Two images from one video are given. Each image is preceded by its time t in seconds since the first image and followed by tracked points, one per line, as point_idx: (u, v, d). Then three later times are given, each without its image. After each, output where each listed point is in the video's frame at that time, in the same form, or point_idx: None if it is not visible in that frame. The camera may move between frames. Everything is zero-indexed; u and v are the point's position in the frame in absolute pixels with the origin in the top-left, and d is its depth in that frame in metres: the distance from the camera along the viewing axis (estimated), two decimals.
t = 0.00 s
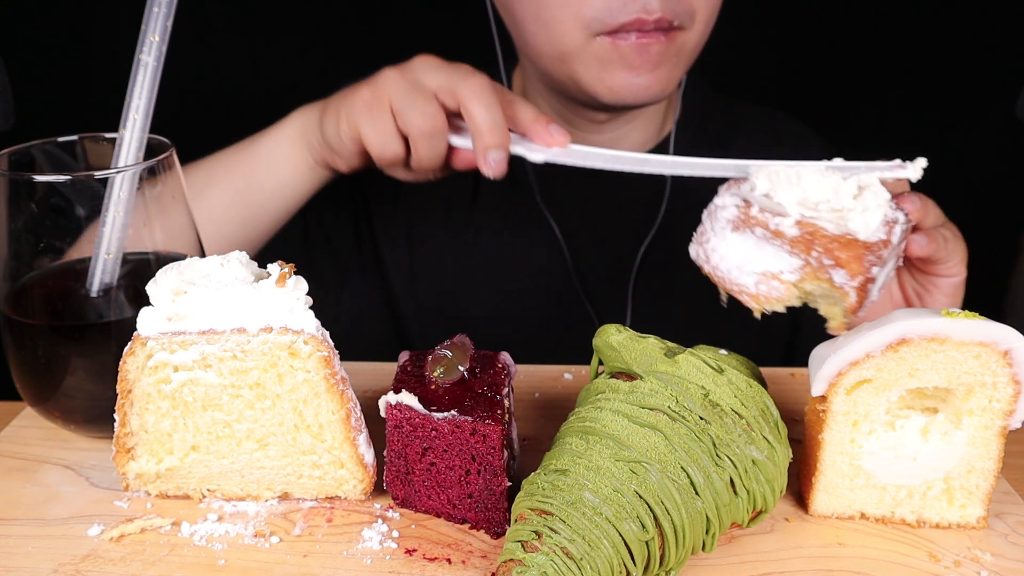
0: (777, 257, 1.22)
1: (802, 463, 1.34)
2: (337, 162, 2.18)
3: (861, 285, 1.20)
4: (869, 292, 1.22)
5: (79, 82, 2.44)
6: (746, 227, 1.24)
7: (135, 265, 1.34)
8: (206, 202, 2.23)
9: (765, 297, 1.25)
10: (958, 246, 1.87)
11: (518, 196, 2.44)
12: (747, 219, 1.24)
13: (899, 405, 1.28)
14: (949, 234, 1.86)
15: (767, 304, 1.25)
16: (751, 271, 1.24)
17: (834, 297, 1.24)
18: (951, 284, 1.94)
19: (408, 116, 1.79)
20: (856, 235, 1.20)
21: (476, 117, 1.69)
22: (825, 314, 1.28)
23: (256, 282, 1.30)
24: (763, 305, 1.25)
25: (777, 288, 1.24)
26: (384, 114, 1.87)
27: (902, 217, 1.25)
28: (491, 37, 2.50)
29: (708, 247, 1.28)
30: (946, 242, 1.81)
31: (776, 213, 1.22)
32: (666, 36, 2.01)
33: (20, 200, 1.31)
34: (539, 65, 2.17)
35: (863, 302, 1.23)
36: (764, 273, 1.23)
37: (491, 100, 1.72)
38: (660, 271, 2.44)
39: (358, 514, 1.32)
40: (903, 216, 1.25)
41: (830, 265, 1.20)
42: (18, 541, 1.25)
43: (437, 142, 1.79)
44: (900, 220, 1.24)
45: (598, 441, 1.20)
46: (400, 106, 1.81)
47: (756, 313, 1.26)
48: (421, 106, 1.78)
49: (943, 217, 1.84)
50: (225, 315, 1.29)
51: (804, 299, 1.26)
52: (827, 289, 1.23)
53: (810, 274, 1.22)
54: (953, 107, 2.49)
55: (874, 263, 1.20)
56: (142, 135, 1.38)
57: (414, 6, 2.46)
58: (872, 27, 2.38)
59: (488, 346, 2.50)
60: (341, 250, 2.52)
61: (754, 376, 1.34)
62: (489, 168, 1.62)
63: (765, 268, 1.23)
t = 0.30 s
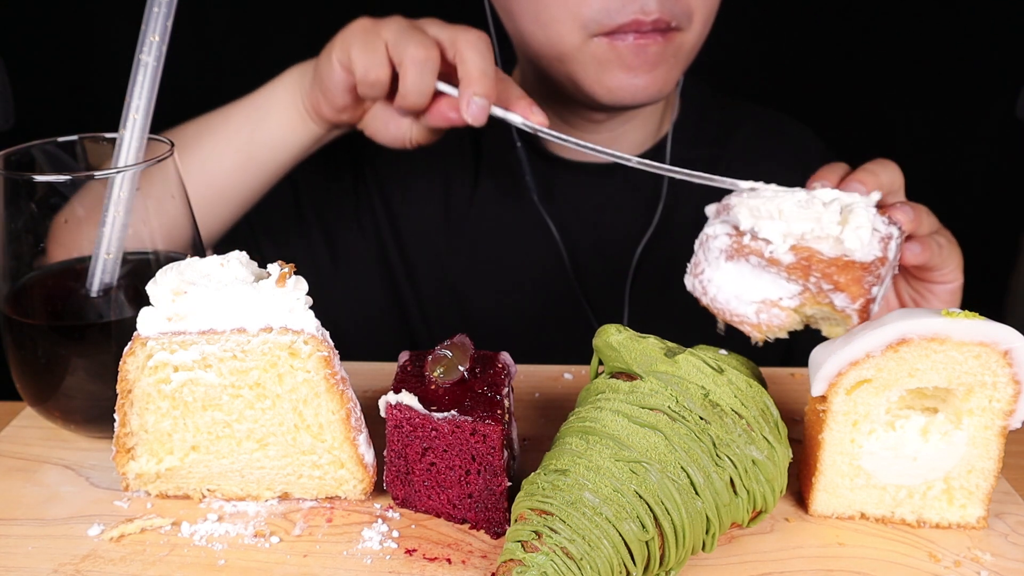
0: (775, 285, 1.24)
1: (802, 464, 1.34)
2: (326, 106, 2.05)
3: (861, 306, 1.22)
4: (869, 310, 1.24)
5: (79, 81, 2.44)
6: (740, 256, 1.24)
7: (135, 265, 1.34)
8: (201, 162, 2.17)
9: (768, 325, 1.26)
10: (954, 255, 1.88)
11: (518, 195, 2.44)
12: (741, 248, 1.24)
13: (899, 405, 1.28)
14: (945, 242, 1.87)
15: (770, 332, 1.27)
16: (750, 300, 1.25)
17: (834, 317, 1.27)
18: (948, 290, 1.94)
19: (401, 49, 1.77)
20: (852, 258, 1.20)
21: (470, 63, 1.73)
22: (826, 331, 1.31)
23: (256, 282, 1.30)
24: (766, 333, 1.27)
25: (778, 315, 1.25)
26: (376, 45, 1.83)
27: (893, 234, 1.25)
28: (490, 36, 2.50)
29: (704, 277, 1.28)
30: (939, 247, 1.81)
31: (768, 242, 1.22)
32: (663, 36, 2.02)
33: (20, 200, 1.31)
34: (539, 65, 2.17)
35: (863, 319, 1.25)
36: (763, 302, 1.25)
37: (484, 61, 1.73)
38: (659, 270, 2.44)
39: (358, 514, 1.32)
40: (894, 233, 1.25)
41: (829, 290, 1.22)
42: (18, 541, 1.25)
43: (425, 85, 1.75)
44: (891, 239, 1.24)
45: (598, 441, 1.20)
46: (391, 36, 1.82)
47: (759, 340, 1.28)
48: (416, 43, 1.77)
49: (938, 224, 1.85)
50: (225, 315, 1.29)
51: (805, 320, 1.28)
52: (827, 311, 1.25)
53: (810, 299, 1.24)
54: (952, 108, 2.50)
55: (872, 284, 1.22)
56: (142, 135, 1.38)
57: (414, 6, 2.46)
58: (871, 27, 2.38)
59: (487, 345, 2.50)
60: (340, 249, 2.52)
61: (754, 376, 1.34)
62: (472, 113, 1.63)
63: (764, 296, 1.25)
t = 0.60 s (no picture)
0: (800, 294, 1.26)
1: (802, 464, 1.34)
2: (309, 90, 2.05)
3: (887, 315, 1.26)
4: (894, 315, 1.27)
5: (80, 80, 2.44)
6: (764, 264, 1.26)
7: (135, 265, 1.34)
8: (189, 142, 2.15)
9: (792, 334, 1.28)
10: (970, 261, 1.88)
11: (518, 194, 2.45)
12: (764, 256, 1.26)
13: (899, 405, 1.28)
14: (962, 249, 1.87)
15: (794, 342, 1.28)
16: (774, 309, 1.27)
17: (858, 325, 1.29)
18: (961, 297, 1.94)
19: (374, 21, 1.80)
20: (879, 265, 1.24)
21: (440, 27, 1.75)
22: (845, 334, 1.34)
23: (256, 282, 1.30)
24: (790, 343, 1.29)
25: (803, 324, 1.27)
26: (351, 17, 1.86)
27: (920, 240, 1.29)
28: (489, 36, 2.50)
29: (725, 288, 1.31)
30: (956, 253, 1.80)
31: (793, 251, 1.25)
32: (664, 36, 2.02)
33: (20, 199, 1.31)
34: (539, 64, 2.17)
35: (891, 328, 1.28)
36: (788, 311, 1.27)
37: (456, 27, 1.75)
38: (659, 270, 2.44)
39: (358, 514, 1.32)
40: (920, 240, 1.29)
41: (856, 298, 1.25)
42: (18, 541, 1.25)
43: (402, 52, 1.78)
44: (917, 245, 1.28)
45: (598, 441, 1.20)
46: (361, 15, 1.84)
47: (782, 349, 1.30)
48: (386, 16, 1.81)
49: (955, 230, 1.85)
50: (225, 315, 1.29)
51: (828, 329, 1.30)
52: (852, 320, 1.28)
53: (836, 308, 1.26)
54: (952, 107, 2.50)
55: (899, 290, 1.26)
56: (142, 135, 1.37)
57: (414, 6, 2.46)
58: (872, 26, 2.39)
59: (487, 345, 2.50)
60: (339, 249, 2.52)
61: (754, 376, 1.34)
62: (444, 79, 1.65)
63: (788, 305, 1.27)
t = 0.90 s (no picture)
0: (780, 244, 1.17)
1: (802, 464, 1.34)
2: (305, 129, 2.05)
3: (864, 263, 1.15)
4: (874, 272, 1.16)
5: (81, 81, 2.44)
6: (747, 216, 1.19)
7: (135, 265, 1.34)
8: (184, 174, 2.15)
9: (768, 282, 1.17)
10: (965, 256, 1.88)
11: (518, 195, 2.45)
12: (748, 208, 1.20)
13: (899, 405, 1.28)
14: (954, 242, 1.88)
15: (772, 292, 1.18)
16: (753, 257, 1.18)
17: (838, 282, 1.17)
18: (958, 296, 1.92)
19: (352, 83, 1.78)
20: (857, 217, 1.17)
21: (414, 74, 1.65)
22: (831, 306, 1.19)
23: (256, 282, 1.30)
24: (767, 292, 1.18)
25: (780, 274, 1.17)
26: (332, 84, 1.85)
27: (899, 208, 1.23)
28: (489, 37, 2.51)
29: (709, 239, 1.22)
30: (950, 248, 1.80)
31: (775, 202, 1.19)
32: (664, 36, 2.02)
33: (20, 199, 1.31)
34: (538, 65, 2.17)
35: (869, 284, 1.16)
36: (766, 259, 1.17)
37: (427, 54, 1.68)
38: (660, 270, 2.44)
39: (358, 514, 1.32)
40: (900, 208, 1.23)
41: (832, 245, 1.15)
42: (18, 541, 1.25)
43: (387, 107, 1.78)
44: (896, 212, 1.22)
45: (598, 441, 1.20)
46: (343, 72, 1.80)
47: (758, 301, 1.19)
48: (363, 76, 1.76)
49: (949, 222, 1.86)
50: (225, 315, 1.29)
51: (807, 288, 1.19)
52: (830, 273, 1.16)
53: (813, 258, 1.16)
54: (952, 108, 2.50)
55: (876, 244, 1.16)
56: (142, 135, 1.37)
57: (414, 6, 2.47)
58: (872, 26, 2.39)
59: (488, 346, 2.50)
60: (339, 249, 2.52)
61: (754, 376, 1.34)
62: (433, 127, 1.59)
63: (766, 254, 1.17)
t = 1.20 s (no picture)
0: (778, 211, 1.24)
1: (802, 464, 1.34)
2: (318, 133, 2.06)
3: (857, 224, 1.20)
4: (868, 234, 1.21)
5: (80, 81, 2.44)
6: (746, 187, 1.27)
7: (135, 265, 1.34)
8: (183, 176, 2.15)
9: (765, 248, 1.25)
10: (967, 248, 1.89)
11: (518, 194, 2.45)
12: (747, 179, 1.27)
13: (900, 405, 1.28)
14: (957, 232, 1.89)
15: (769, 257, 1.25)
16: (752, 226, 1.26)
17: (834, 246, 1.23)
18: (961, 288, 1.93)
19: (375, 100, 1.77)
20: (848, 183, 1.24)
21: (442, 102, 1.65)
22: (830, 272, 1.26)
23: (256, 282, 1.30)
24: (765, 257, 1.25)
25: (778, 240, 1.24)
26: (353, 97, 1.84)
27: (896, 175, 1.28)
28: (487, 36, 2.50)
29: (712, 214, 1.30)
30: (951, 234, 1.81)
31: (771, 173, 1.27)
32: (659, 37, 2.01)
33: (20, 199, 1.31)
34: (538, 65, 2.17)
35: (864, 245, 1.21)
36: (764, 228, 1.25)
37: (458, 81, 1.68)
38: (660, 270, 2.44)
39: (358, 514, 1.32)
40: (896, 175, 1.28)
41: (826, 208, 1.21)
42: (18, 541, 1.25)
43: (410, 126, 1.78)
44: (893, 178, 1.27)
45: (598, 441, 1.20)
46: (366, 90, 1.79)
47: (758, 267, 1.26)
48: (388, 97, 1.76)
49: (948, 209, 1.87)
50: (225, 315, 1.29)
51: (805, 255, 1.26)
52: (825, 237, 1.23)
53: (809, 223, 1.23)
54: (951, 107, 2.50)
55: (870, 207, 1.21)
56: (142, 135, 1.37)
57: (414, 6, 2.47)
58: (872, 26, 2.39)
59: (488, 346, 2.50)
60: (339, 249, 2.52)
61: (754, 376, 1.34)
62: (457, 153, 1.66)
63: (764, 223, 1.25)
